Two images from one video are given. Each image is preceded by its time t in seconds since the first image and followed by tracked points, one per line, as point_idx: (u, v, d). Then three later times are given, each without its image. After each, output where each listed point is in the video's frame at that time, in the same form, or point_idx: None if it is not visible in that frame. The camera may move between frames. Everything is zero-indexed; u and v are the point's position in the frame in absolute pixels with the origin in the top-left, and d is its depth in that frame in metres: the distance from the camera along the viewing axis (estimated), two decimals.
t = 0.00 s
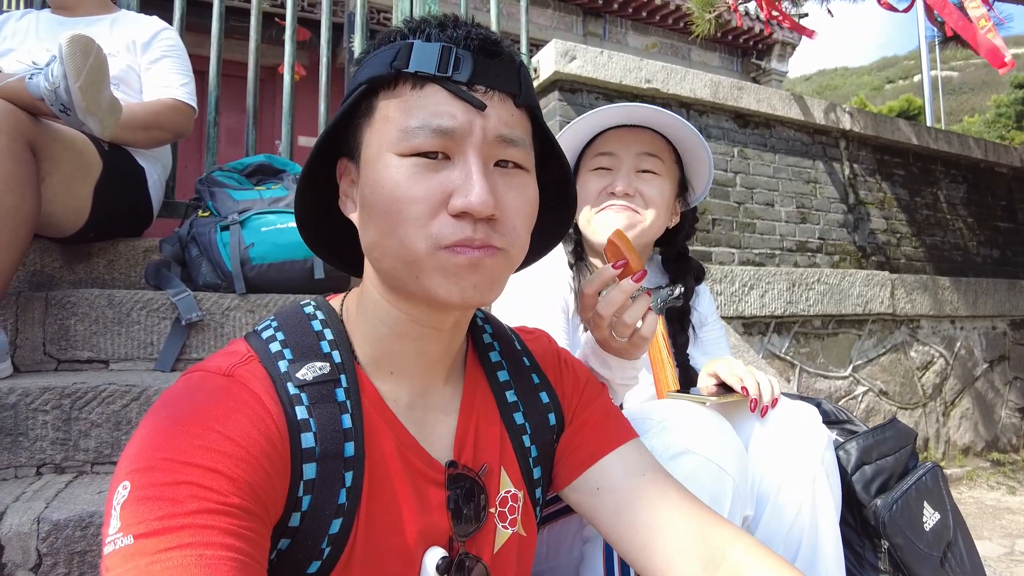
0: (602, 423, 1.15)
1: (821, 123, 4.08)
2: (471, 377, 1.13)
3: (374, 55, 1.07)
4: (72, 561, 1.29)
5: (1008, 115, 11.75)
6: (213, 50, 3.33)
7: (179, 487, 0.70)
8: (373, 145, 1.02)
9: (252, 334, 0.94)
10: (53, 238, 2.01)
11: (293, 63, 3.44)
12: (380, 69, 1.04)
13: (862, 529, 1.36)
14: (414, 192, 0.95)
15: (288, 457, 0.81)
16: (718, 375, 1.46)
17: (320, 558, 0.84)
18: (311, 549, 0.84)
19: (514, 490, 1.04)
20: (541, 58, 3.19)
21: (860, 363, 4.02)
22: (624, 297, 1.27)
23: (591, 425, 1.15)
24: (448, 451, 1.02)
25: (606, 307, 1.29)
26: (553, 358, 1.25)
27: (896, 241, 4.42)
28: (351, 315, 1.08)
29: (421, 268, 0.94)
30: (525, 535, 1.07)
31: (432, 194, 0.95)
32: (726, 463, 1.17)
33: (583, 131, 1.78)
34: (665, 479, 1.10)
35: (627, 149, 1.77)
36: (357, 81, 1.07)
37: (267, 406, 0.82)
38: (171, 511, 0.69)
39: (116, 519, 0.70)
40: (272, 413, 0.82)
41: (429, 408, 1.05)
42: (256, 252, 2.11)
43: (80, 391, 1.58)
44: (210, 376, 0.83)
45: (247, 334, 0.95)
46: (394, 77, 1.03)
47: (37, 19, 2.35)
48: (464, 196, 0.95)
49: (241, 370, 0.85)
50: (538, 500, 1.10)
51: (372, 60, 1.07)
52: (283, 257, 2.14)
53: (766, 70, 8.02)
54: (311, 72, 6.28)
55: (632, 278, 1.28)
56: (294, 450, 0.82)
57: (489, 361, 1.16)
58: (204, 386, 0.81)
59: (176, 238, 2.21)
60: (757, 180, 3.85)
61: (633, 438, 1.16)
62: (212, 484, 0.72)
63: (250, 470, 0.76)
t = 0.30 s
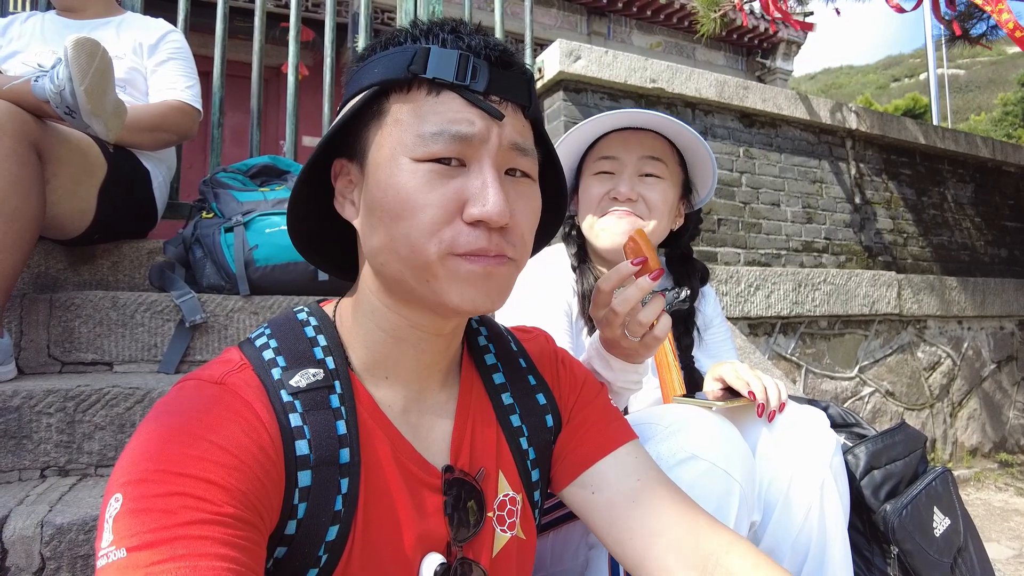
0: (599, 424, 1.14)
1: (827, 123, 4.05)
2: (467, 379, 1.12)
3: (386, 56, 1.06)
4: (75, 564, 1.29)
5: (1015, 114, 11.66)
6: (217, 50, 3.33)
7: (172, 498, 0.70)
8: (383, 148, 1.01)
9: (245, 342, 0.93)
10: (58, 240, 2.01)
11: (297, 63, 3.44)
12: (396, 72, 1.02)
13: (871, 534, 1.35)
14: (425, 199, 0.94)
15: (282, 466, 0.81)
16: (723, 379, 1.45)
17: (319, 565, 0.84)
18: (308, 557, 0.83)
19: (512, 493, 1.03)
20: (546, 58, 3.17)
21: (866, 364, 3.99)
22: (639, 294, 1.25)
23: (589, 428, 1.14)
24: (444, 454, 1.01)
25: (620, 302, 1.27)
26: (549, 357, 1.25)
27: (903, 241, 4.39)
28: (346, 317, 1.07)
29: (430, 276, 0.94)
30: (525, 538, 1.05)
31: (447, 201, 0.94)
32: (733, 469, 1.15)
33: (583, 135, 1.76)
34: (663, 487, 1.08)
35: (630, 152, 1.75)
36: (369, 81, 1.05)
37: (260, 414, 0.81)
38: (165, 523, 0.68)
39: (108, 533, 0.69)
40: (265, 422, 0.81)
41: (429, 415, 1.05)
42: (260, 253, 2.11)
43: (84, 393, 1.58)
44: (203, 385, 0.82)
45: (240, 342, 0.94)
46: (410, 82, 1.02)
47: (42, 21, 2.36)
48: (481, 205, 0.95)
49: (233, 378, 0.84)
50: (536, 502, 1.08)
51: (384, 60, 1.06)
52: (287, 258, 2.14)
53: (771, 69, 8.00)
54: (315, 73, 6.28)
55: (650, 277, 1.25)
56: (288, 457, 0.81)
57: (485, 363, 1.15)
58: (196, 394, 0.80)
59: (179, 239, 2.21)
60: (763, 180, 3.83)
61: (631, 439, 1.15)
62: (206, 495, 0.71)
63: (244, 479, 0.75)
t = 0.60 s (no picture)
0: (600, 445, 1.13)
1: (834, 121, 4.02)
2: (468, 386, 1.11)
3: (378, 58, 1.05)
4: (75, 566, 1.29)
5: None
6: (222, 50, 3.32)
7: (163, 504, 0.69)
8: (377, 150, 0.99)
9: (242, 345, 0.93)
10: (62, 240, 2.01)
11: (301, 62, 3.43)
12: (387, 73, 1.02)
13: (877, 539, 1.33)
14: (421, 201, 0.93)
15: (275, 471, 0.80)
16: (727, 382, 1.43)
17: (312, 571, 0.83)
18: (301, 562, 0.83)
19: (510, 503, 1.02)
20: (550, 57, 3.16)
21: (873, 364, 3.95)
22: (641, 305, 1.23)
23: (587, 448, 1.12)
24: (443, 460, 1.00)
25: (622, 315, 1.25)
26: (553, 369, 1.23)
27: (911, 240, 4.35)
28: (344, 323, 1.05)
29: (426, 281, 0.92)
30: (523, 548, 1.04)
31: (441, 206, 0.93)
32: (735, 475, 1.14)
33: (583, 143, 1.74)
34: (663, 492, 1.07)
35: (630, 157, 1.73)
36: (361, 84, 1.04)
37: (254, 419, 0.80)
38: (154, 530, 0.67)
39: (98, 540, 0.69)
40: (259, 427, 0.80)
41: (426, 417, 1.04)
42: (263, 253, 2.11)
43: (86, 394, 1.58)
44: (197, 388, 0.81)
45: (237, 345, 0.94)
46: (400, 83, 1.01)
47: (46, 22, 2.36)
48: (473, 207, 0.93)
49: (228, 381, 0.83)
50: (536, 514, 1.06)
51: (376, 61, 1.05)
52: (289, 259, 2.13)
53: (777, 67, 7.97)
54: (320, 72, 6.28)
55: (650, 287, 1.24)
56: (281, 463, 0.80)
57: (487, 370, 1.14)
58: (190, 397, 0.79)
59: (183, 240, 2.21)
60: (769, 179, 3.80)
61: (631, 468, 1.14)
62: (197, 501, 0.70)
63: (236, 486, 0.74)
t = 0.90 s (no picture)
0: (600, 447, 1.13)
1: (841, 121, 3.98)
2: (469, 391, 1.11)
3: (386, 61, 1.03)
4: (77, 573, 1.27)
5: None
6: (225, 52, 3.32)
7: (156, 517, 0.68)
8: (380, 154, 0.98)
9: (239, 352, 0.92)
10: (65, 244, 2.00)
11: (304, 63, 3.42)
12: (395, 77, 1.00)
13: (887, 547, 1.31)
14: (425, 206, 0.91)
15: (272, 481, 0.78)
16: (735, 388, 1.39)
17: None
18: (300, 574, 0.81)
19: (513, 509, 1.01)
20: (554, 57, 3.14)
21: (881, 366, 3.92)
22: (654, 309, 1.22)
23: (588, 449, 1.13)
24: (445, 467, 0.99)
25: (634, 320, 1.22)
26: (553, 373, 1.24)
27: (918, 240, 4.31)
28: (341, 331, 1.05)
29: (427, 288, 0.91)
30: (526, 555, 1.01)
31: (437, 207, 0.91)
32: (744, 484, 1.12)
33: (588, 143, 1.71)
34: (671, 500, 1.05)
35: (635, 159, 1.72)
36: (369, 86, 1.03)
37: (250, 428, 0.79)
38: (147, 544, 0.66)
39: (89, 555, 0.67)
40: (255, 436, 0.79)
41: (427, 423, 1.02)
42: (266, 256, 2.10)
43: (88, 399, 1.57)
44: (192, 396, 0.80)
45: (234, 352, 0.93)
46: (409, 87, 1.00)
47: (49, 25, 2.36)
48: (476, 213, 0.91)
49: (224, 390, 0.82)
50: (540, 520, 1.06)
51: (385, 64, 1.03)
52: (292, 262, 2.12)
53: (783, 66, 7.93)
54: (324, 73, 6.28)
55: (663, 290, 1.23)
56: (278, 472, 0.79)
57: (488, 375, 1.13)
58: (185, 407, 0.78)
59: (186, 242, 2.20)
60: (775, 179, 3.78)
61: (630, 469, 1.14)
62: (191, 514, 0.69)
63: (231, 497, 0.73)
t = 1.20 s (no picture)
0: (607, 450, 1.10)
1: (850, 120, 3.94)
2: (471, 398, 1.08)
3: (429, 56, 1.01)
4: None
5: None
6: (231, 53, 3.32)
7: (155, 531, 0.67)
8: (437, 147, 0.96)
9: (239, 361, 0.90)
10: (70, 246, 2.00)
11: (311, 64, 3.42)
12: (452, 72, 1.00)
13: (900, 553, 1.29)
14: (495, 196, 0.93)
15: (273, 492, 0.78)
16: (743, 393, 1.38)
17: None
18: None
19: (516, 519, 0.99)
20: (561, 57, 3.12)
21: (891, 368, 3.88)
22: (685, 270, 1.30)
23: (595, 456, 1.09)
24: (447, 476, 0.98)
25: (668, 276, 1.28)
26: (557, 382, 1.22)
27: (929, 240, 4.26)
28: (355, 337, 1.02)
29: (499, 273, 0.92)
30: (530, 567, 1.00)
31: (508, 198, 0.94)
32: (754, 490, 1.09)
33: (592, 146, 1.70)
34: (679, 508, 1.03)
35: (641, 160, 1.69)
36: (415, 78, 0.99)
37: (250, 439, 0.78)
38: (146, 558, 0.65)
39: (88, 568, 0.67)
40: (256, 447, 0.78)
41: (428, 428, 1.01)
42: (271, 259, 2.10)
43: (94, 402, 1.57)
44: (191, 407, 0.79)
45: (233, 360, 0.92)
46: (466, 83, 1.01)
47: (56, 27, 2.36)
48: (538, 204, 0.96)
49: (224, 400, 0.81)
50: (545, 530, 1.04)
51: (426, 59, 1.01)
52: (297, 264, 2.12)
53: (791, 64, 7.89)
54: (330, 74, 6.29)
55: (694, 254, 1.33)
56: (279, 483, 0.78)
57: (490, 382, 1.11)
58: (184, 418, 0.77)
59: (191, 244, 2.20)
60: (783, 179, 3.74)
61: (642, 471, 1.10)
62: (191, 527, 0.69)
63: (231, 509, 0.72)
